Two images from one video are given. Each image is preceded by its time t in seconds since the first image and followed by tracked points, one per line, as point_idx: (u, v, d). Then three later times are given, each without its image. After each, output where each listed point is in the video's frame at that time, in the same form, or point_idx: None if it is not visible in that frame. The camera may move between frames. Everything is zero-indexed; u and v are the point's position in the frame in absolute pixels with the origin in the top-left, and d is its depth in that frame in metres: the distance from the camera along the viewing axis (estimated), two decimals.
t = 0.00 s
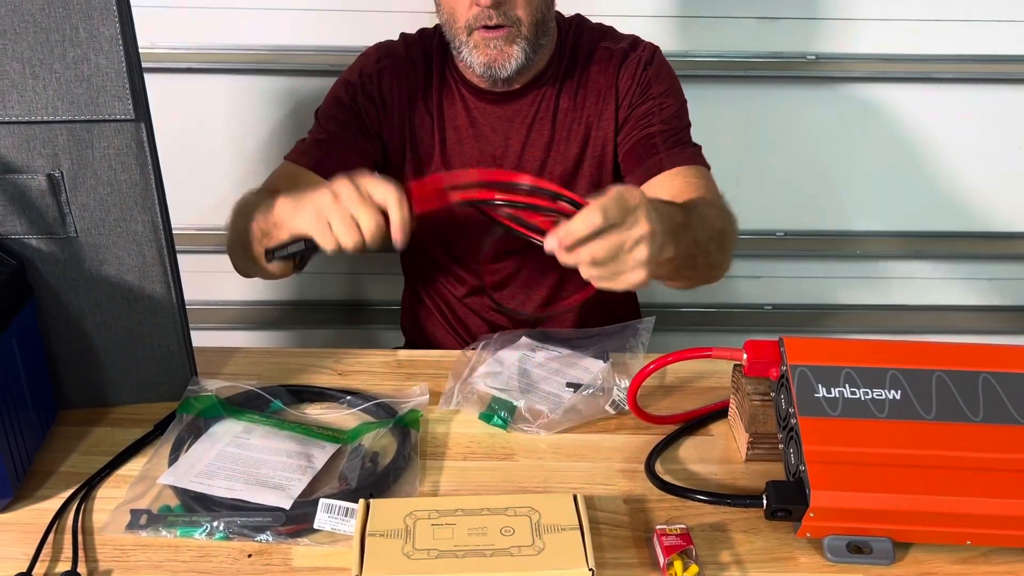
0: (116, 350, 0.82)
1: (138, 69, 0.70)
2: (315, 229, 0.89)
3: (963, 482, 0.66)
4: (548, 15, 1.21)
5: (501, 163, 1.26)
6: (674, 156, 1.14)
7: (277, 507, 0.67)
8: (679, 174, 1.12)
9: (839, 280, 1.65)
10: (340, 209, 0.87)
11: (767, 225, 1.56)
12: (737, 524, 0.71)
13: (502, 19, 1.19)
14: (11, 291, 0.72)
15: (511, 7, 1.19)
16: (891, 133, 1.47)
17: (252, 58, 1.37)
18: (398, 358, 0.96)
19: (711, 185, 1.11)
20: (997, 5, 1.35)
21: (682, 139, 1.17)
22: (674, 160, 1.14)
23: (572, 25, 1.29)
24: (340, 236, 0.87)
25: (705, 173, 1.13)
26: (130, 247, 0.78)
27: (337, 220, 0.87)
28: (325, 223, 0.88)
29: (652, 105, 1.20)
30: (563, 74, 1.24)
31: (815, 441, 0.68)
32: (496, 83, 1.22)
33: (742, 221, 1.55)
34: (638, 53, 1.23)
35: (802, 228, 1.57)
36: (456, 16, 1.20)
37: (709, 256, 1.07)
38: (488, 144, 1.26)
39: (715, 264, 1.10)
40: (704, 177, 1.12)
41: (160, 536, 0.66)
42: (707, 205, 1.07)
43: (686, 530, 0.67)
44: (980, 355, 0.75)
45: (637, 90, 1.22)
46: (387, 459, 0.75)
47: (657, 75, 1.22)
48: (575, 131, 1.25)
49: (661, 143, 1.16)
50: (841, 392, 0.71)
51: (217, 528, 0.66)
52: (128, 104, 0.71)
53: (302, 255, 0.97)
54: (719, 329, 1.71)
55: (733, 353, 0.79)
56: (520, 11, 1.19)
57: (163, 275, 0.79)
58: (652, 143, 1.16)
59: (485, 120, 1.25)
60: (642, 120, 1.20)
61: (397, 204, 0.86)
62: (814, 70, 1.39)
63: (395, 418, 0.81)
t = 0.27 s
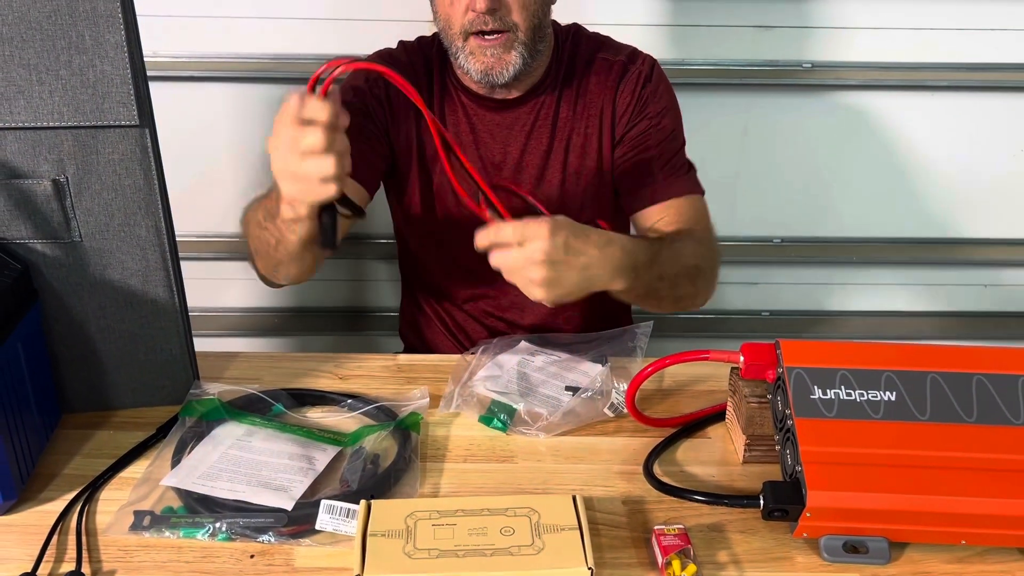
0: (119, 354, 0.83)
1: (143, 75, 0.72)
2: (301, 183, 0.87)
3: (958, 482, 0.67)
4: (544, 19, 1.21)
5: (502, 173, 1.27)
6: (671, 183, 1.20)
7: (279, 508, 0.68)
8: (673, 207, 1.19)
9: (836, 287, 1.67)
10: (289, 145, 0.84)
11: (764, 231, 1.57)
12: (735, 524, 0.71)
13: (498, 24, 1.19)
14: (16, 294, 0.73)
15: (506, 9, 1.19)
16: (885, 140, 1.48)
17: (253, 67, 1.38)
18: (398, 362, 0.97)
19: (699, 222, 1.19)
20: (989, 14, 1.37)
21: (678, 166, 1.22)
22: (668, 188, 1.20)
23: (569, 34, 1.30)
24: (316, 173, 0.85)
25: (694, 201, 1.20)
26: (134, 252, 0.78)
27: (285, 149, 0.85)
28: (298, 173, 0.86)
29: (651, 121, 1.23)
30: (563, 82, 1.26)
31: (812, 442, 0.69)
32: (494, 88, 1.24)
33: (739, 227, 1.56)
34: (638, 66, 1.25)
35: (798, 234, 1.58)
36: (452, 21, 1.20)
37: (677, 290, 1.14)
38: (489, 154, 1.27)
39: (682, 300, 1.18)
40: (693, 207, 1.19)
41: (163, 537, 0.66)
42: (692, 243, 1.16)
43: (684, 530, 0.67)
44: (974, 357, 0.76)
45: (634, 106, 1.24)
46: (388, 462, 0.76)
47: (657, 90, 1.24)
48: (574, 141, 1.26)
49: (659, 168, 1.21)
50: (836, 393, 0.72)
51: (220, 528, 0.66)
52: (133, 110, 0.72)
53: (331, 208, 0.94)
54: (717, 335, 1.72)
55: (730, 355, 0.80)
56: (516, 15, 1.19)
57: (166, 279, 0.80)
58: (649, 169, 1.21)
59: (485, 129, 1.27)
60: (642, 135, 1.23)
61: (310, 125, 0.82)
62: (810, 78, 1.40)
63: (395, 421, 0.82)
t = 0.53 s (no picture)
0: (120, 359, 0.83)
1: (143, 81, 0.72)
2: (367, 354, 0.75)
3: (957, 486, 0.67)
4: (548, 26, 1.22)
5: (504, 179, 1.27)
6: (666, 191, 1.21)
7: (280, 512, 0.68)
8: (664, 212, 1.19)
9: (834, 292, 1.67)
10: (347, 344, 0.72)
11: (762, 237, 1.58)
12: (735, 528, 0.71)
13: (504, 31, 1.20)
14: (17, 299, 0.73)
15: (512, 15, 1.19)
16: (884, 146, 1.49)
17: (253, 73, 1.39)
18: (398, 367, 0.97)
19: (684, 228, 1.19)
20: (985, 21, 1.38)
21: (670, 180, 1.22)
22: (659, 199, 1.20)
23: (574, 42, 1.31)
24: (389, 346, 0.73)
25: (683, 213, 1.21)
26: (134, 257, 0.79)
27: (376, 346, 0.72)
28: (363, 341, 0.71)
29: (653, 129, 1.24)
30: (566, 89, 1.26)
31: (811, 445, 0.69)
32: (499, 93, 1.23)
33: (738, 233, 1.57)
34: (639, 76, 1.26)
35: (797, 240, 1.59)
36: (458, 28, 1.21)
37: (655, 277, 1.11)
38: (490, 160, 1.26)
39: (654, 291, 1.16)
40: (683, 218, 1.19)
41: (163, 541, 0.66)
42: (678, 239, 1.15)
43: (684, 534, 0.67)
44: (973, 361, 0.76)
45: (633, 114, 1.24)
46: (388, 467, 0.76)
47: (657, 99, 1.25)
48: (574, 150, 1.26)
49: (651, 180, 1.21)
50: (835, 397, 0.72)
51: (220, 533, 0.67)
52: (134, 116, 0.73)
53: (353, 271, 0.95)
54: (716, 340, 1.72)
55: (729, 359, 0.80)
56: (521, 21, 1.20)
57: (166, 284, 0.80)
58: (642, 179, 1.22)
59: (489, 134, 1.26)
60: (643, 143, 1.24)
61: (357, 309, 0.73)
62: (808, 84, 1.41)
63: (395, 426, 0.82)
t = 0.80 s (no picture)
0: (117, 365, 0.83)
1: (142, 88, 0.72)
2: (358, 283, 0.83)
3: (953, 491, 0.67)
4: (549, 29, 1.20)
5: (503, 186, 1.27)
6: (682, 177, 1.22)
7: (277, 518, 0.68)
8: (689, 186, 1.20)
9: (832, 297, 1.67)
10: (321, 274, 0.81)
11: (760, 242, 1.58)
12: (732, 533, 0.71)
13: (506, 36, 1.17)
14: (14, 305, 0.74)
15: (514, 20, 1.17)
16: (880, 152, 1.50)
17: (251, 80, 1.39)
18: (396, 373, 0.97)
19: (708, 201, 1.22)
20: (980, 27, 1.39)
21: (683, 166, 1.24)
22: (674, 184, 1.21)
23: (575, 47, 1.31)
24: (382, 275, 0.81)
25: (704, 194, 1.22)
26: (131, 263, 0.79)
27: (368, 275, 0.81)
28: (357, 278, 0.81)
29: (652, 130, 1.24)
30: (568, 91, 1.26)
31: (808, 451, 0.69)
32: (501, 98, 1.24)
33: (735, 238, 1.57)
34: (638, 77, 1.26)
35: (794, 245, 1.59)
36: (459, 32, 1.19)
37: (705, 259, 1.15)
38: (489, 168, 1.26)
39: (711, 268, 1.18)
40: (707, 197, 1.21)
41: (160, 548, 0.66)
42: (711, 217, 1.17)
43: (681, 540, 0.67)
44: (969, 367, 0.76)
45: (637, 113, 1.25)
46: (385, 473, 0.76)
47: (655, 100, 1.26)
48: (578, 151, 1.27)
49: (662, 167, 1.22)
50: (832, 403, 0.73)
51: (217, 539, 0.66)
52: (132, 122, 0.73)
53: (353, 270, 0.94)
54: (714, 345, 1.72)
55: (726, 364, 0.80)
56: (523, 26, 1.18)
57: (164, 290, 0.80)
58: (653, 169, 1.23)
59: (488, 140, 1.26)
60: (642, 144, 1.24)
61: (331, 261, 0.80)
62: (804, 90, 1.41)
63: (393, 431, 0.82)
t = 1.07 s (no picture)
0: (114, 366, 0.83)
1: (138, 89, 0.72)
2: (368, 221, 0.90)
3: (950, 492, 0.67)
4: (542, 36, 1.20)
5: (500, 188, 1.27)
6: (653, 196, 1.22)
7: (274, 520, 0.68)
8: (646, 214, 1.21)
9: (830, 298, 1.67)
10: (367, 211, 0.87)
11: (757, 243, 1.58)
12: (730, 534, 0.71)
13: (499, 48, 1.17)
14: (10, 307, 0.73)
15: (505, 31, 1.17)
16: (878, 154, 1.50)
17: (249, 81, 1.39)
18: (393, 374, 0.97)
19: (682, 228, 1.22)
20: (976, 28, 1.39)
21: (664, 179, 1.24)
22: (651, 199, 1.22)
23: (569, 49, 1.31)
24: (383, 212, 0.87)
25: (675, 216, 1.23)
26: (128, 264, 0.79)
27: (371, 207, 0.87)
28: (365, 211, 0.88)
29: (646, 135, 1.25)
30: (564, 94, 1.26)
31: (805, 451, 0.69)
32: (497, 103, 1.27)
33: (733, 238, 1.57)
34: (632, 82, 1.27)
35: (792, 246, 1.59)
36: (453, 41, 1.20)
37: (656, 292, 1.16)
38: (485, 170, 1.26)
39: (668, 303, 1.21)
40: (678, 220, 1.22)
41: (157, 549, 0.66)
42: (668, 250, 1.19)
43: (678, 540, 0.67)
44: (966, 368, 0.76)
45: (626, 120, 1.25)
46: (382, 474, 0.76)
47: (648, 104, 1.26)
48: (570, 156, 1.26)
49: (643, 180, 1.22)
50: (829, 403, 0.73)
51: (214, 541, 0.66)
52: (128, 123, 0.73)
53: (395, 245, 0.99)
54: (712, 346, 1.72)
55: (723, 365, 0.80)
56: (515, 37, 1.18)
57: (160, 291, 0.80)
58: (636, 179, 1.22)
59: (485, 142, 1.26)
60: (636, 150, 1.24)
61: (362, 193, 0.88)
62: (801, 91, 1.42)
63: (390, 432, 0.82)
